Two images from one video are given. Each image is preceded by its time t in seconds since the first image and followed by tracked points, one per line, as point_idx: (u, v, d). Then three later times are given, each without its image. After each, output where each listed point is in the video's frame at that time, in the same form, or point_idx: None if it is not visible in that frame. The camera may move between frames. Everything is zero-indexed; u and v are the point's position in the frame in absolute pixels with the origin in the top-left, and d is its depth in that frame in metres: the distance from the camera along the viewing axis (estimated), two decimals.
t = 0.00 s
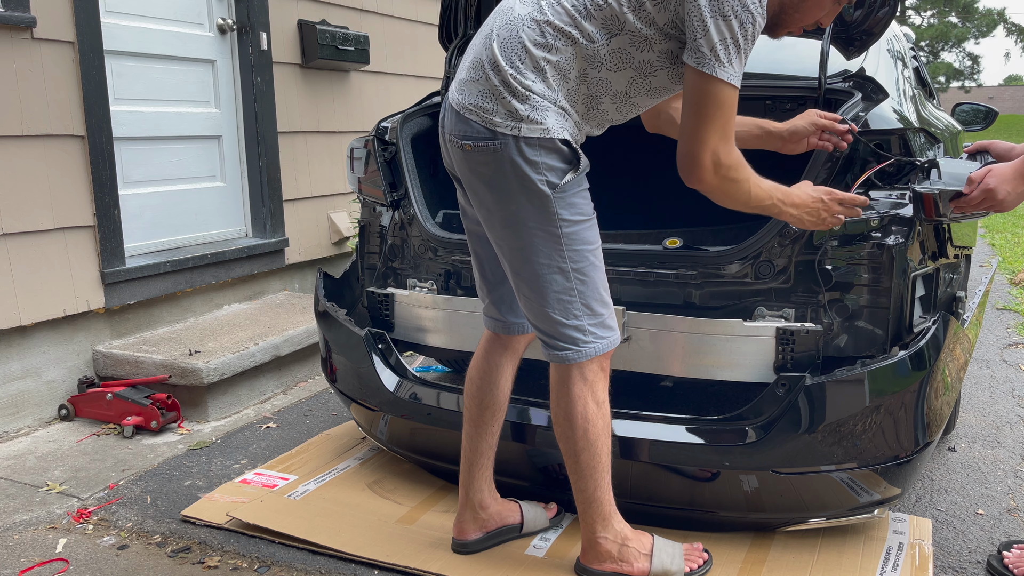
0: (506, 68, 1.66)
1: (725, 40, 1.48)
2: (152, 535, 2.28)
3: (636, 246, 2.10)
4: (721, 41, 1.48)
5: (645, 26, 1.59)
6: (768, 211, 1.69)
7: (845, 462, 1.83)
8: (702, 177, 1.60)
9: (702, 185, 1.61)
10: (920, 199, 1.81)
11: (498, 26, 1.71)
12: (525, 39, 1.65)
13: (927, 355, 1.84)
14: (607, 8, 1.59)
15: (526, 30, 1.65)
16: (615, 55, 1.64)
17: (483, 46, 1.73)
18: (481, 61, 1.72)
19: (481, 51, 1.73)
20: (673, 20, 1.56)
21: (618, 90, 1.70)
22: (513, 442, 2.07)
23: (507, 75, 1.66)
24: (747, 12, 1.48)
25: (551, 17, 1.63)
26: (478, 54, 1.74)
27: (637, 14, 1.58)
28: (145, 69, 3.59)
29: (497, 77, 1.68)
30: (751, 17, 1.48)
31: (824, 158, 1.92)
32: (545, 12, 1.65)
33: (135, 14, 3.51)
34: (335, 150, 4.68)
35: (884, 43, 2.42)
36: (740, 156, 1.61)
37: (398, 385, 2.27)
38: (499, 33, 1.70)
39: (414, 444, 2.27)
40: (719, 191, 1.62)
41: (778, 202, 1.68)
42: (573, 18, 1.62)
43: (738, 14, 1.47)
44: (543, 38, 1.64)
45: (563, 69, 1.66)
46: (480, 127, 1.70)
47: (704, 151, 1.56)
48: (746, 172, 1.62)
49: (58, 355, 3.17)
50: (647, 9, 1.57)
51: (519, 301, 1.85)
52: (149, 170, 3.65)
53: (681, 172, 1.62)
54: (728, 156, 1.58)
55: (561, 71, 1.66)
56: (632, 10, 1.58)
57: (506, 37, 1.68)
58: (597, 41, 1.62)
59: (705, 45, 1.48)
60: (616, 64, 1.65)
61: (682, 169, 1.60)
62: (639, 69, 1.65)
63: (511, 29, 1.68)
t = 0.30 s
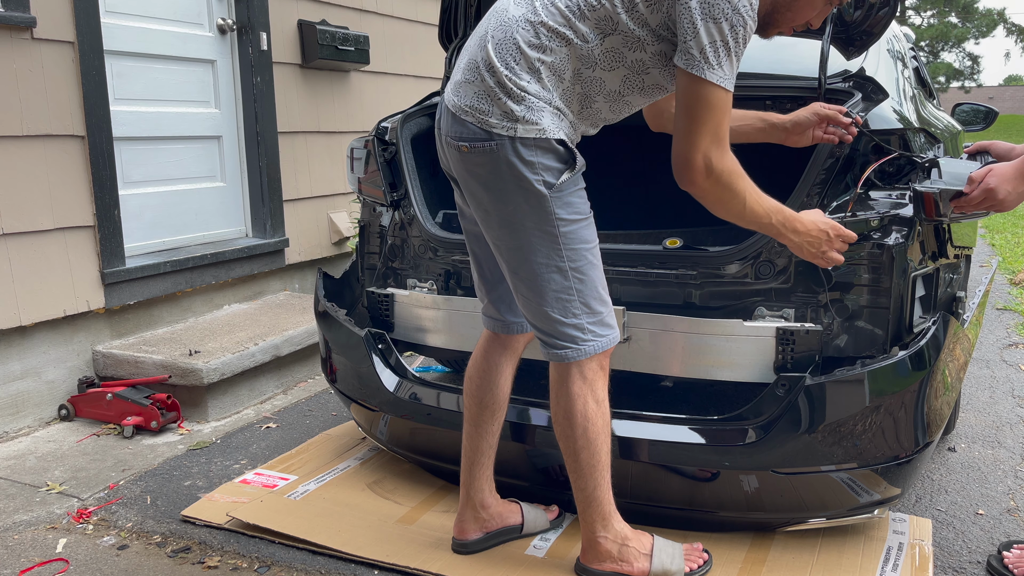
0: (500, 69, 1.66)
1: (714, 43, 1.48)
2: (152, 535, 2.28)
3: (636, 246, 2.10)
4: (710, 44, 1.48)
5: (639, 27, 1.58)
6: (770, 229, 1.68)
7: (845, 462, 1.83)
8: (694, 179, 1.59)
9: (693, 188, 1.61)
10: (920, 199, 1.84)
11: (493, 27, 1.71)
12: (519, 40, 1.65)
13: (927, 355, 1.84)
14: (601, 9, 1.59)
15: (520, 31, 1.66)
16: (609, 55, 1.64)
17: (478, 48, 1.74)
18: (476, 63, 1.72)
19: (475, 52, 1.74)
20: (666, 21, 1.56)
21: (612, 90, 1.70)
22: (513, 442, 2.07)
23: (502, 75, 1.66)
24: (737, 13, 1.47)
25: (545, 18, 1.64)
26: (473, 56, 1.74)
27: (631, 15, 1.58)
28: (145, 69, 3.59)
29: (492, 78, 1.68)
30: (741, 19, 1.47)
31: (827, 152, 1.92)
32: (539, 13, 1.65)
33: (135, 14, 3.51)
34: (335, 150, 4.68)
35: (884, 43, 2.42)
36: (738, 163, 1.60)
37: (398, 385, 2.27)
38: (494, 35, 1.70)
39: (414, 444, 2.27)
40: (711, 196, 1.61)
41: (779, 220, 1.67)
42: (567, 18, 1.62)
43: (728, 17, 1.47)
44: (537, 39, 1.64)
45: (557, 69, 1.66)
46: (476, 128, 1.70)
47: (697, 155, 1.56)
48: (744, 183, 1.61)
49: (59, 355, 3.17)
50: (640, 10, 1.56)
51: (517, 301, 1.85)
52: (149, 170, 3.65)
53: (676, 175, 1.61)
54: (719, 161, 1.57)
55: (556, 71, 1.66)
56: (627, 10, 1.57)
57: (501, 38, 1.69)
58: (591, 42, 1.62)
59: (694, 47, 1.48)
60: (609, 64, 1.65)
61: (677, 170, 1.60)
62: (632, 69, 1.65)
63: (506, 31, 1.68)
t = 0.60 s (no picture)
0: (502, 68, 1.66)
1: (718, 42, 1.48)
2: (152, 535, 2.28)
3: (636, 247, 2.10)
4: (714, 43, 1.48)
5: (640, 26, 1.58)
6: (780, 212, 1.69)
7: (845, 462, 1.83)
8: (701, 177, 1.60)
9: (703, 185, 1.61)
10: (920, 199, 1.85)
11: (494, 27, 1.71)
12: (521, 39, 1.65)
13: (927, 355, 1.84)
14: (602, 8, 1.59)
15: (522, 30, 1.66)
16: (609, 54, 1.63)
17: (479, 47, 1.73)
18: (478, 62, 1.72)
19: (477, 51, 1.73)
20: (668, 21, 1.55)
21: (612, 89, 1.70)
22: (513, 442, 2.07)
23: (503, 75, 1.66)
24: (740, 12, 1.47)
25: (546, 18, 1.63)
26: (473, 55, 1.74)
27: (632, 15, 1.58)
28: (145, 69, 3.59)
29: (493, 77, 1.68)
30: (743, 17, 1.47)
31: (826, 153, 1.93)
32: (540, 13, 1.65)
33: (135, 14, 3.51)
34: (335, 150, 4.68)
35: (884, 43, 2.42)
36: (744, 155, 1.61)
37: (398, 385, 2.27)
38: (496, 34, 1.70)
39: (414, 443, 2.27)
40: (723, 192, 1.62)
41: (787, 202, 1.68)
42: (568, 18, 1.62)
43: (731, 16, 1.47)
44: (539, 38, 1.64)
45: (558, 69, 1.66)
46: (477, 127, 1.70)
47: (704, 153, 1.56)
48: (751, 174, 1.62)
49: (59, 355, 3.17)
50: (642, 9, 1.56)
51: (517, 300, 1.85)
52: (149, 170, 3.65)
53: (683, 173, 1.62)
54: (727, 158, 1.58)
55: (557, 70, 1.66)
56: (628, 11, 1.58)
57: (502, 37, 1.68)
58: (592, 41, 1.62)
59: (698, 46, 1.48)
60: (610, 63, 1.65)
61: (683, 169, 1.60)
62: (633, 68, 1.65)
63: (508, 30, 1.68)
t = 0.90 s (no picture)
0: (508, 67, 1.66)
1: (748, 32, 1.49)
2: (152, 535, 2.28)
3: (635, 247, 2.10)
4: (745, 33, 1.49)
5: (656, 21, 1.59)
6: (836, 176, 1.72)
7: (845, 462, 1.83)
8: (758, 165, 1.62)
9: (758, 172, 1.63)
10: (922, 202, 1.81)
11: (500, 25, 1.71)
12: (528, 39, 1.65)
13: (927, 354, 1.84)
14: (616, 4, 1.60)
15: (530, 29, 1.65)
16: (625, 50, 1.64)
17: (485, 46, 1.73)
18: (483, 61, 1.71)
19: (482, 50, 1.73)
20: (685, 15, 1.56)
21: (629, 85, 1.70)
22: (513, 442, 2.07)
23: (510, 74, 1.65)
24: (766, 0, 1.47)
25: (556, 17, 1.64)
26: (479, 54, 1.73)
27: (647, 9, 1.58)
28: (145, 68, 3.59)
29: (499, 76, 1.67)
30: (769, 6, 1.48)
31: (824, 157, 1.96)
32: (549, 12, 1.65)
33: (135, 14, 3.52)
34: (335, 150, 4.68)
35: (884, 43, 2.42)
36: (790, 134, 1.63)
37: (398, 385, 2.27)
38: (502, 33, 1.70)
39: (414, 443, 2.27)
40: (781, 173, 1.65)
41: (839, 165, 1.70)
42: (579, 16, 1.62)
43: (758, 5, 1.47)
44: (548, 37, 1.64)
45: (565, 69, 1.66)
46: (482, 127, 1.69)
47: (755, 142, 1.58)
48: (801, 150, 1.65)
49: (59, 355, 3.17)
50: (657, 5, 1.57)
51: (521, 300, 1.85)
52: (150, 170, 3.65)
53: (737, 164, 1.64)
54: (777, 139, 1.60)
55: (565, 70, 1.66)
56: (642, 5, 1.58)
57: (509, 36, 1.68)
58: (607, 37, 1.62)
59: (731, 38, 1.49)
60: (626, 59, 1.65)
61: (736, 161, 1.62)
62: (649, 61, 1.65)
63: (515, 29, 1.67)
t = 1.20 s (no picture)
0: (524, 65, 1.65)
1: (760, 38, 1.50)
2: (152, 535, 2.28)
3: (635, 247, 2.10)
4: (757, 39, 1.49)
5: (671, 24, 1.60)
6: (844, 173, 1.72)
7: (846, 462, 1.83)
8: (760, 171, 1.62)
9: (760, 177, 1.64)
10: (924, 199, 1.83)
11: (515, 23, 1.69)
12: (545, 37, 1.64)
13: (927, 355, 1.84)
14: (633, 7, 1.60)
15: (546, 27, 1.64)
16: (639, 53, 1.64)
17: (499, 43, 1.71)
18: (497, 58, 1.70)
19: (496, 48, 1.71)
20: (700, 19, 1.57)
21: (639, 88, 1.70)
22: (513, 442, 2.07)
23: (525, 72, 1.64)
24: (779, 6, 1.48)
25: (573, 17, 1.63)
26: (492, 51, 1.71)
27: (662, 12, 1.59)
28: (145, 68, 3.59)
29: (514, 74, 1.66)
30: (782, 11, 1.49)
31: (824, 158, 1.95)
32: (566, 11, 1.64)
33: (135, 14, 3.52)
34: (335, 150, 4.68)
35: (884, 43, 2.42)
36: (795, 139, 1.63)
37: (398, 385, 2.27)
38: (517, 30, 1.68)
39: (414, 443, 2.27)
40: (783, 178, 1.65)
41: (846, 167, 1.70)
42: (596, 17, 1.63)
43: (772, 11, 1.48)
44: (564, 36, 1.64)
45: (580, 69, 1.66)
46: (495, 125, 1.68)
47: (756, 148, 1.58)
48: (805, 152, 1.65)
49: (59, 355, 3.17)
50: (673, 8, 1.58)
51: (529, 299, 1.84)
52: (150, 170, 3.65)
53: (740, 170, 1.65)
54: (779, 145, 1.60)
55: (579, 70, 1.66)
56: (658, 8, 1.59)
57: (524, 33, 1.66)
58: (622, 39, 1.63)
59: (742, 44, 1.50)
60: (638, 63, 1.66)
61: (740, 167, 1.63)
62: (661, 65, 1.66)
63: (530, 26, 1.66)
